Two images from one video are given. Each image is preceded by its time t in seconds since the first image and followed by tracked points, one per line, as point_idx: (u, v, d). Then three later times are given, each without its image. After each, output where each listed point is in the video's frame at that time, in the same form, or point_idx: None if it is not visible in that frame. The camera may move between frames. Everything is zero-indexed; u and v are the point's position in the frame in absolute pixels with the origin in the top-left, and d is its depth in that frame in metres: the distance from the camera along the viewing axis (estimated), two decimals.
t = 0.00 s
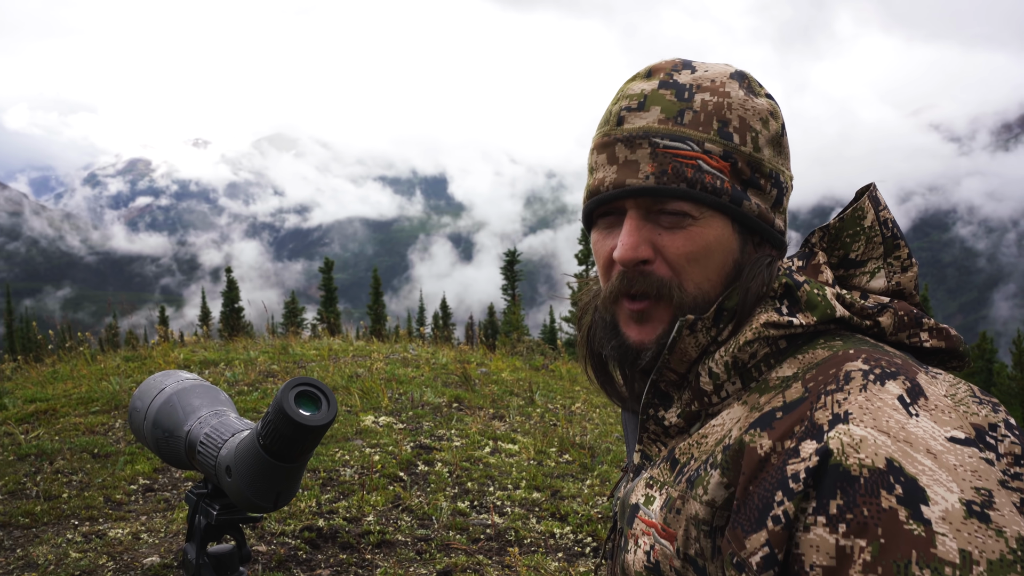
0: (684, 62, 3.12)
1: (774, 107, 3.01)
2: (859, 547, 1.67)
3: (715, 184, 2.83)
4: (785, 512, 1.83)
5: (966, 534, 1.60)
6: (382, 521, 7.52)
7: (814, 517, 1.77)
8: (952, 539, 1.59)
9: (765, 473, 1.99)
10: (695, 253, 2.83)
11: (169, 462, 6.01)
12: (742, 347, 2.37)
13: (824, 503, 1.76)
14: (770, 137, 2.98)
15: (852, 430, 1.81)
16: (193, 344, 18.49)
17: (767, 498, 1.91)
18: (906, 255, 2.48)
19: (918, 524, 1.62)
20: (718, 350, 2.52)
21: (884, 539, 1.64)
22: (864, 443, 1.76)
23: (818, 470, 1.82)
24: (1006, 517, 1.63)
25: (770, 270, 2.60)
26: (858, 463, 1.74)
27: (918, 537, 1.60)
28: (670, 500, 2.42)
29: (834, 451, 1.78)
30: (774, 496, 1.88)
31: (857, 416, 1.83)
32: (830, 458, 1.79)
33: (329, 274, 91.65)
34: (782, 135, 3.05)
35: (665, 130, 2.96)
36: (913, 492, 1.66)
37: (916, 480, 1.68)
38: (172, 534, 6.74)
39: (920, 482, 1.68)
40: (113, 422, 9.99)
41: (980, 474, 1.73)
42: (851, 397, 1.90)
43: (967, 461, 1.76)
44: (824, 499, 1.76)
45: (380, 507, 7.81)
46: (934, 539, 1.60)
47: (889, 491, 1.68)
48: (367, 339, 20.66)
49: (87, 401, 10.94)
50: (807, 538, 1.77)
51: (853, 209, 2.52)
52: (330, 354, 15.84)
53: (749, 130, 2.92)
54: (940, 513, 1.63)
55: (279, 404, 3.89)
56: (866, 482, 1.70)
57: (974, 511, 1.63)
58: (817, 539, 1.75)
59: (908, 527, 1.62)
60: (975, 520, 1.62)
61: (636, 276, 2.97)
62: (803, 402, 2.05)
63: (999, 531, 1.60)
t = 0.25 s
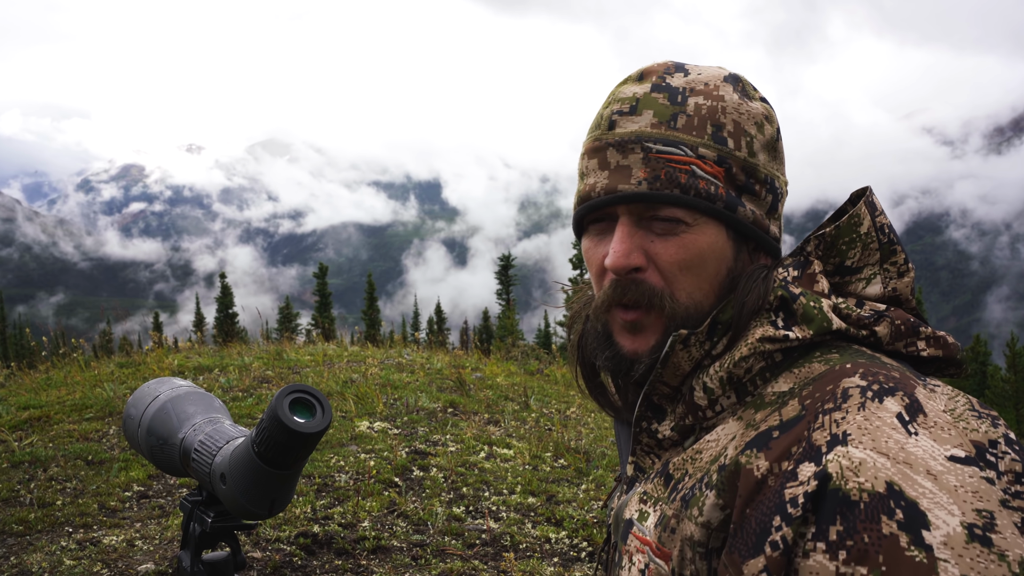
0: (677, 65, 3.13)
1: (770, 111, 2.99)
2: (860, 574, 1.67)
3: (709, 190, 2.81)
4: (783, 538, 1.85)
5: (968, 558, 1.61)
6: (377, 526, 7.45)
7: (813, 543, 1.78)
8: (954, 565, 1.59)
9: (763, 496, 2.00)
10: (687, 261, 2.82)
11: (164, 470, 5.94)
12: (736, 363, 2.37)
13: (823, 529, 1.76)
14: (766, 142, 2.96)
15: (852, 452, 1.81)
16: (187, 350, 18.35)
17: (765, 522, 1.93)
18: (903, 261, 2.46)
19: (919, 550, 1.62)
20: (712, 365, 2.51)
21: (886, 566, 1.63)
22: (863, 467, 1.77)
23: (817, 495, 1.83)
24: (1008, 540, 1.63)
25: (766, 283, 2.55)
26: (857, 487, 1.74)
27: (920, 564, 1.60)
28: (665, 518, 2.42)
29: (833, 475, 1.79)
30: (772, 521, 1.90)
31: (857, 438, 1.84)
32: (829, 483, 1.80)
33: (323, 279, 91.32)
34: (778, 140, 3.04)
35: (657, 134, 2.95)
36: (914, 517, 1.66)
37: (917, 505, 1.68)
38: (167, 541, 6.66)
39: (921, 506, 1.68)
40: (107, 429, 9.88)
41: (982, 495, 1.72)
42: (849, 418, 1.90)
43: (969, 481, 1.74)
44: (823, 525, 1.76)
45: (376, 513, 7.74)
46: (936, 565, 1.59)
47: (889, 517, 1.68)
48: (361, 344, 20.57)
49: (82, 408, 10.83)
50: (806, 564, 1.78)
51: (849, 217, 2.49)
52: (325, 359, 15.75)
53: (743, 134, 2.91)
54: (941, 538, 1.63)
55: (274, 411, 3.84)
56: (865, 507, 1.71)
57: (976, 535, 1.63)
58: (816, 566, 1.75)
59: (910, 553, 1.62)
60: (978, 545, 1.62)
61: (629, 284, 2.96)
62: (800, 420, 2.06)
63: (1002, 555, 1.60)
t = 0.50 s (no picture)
0: (639, 69, 3.07)
1: (737, 107, 2.93)
2: None
3: (678, 194, 2.76)
4: (778, 555, 1.82)
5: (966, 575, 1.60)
6: (374, 529, 7.41)
7: (808, 561, 1.75)
8: None
9: (756, 512, 1.98)
10: (662, 268, 2.76)
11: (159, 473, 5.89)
12: (728, 372, 2.35)
13: (819, 547, 1.74)
14: (736, 141, 2.90)
15: (846, 467, 1.79)
16: (184, 352, 18.26)
17: (759, 540, 1.89)
18: (894, 259, 2.48)
19: (916, 567, 1.61)
20: (703, 373, 2.48)
21: None
22: (858, 482, 1.75)
23: (811, 511, 1.81)
24: (1006, 554, 1.62)
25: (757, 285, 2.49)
26: (853, 504, 1.72)
27: None
28: (656, 531, 2.42)
29: (828, 491, 1.77)
30: (766, 539, 1.87)
31: (851, 451, 1.82)
32: (823, 499, 1.78)
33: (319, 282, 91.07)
34: (748, 137, 2.97)
35: (622, 142, 2.91)
36: (911, 533, 1.65)
37: (914, 520, 1.67)
38: (163, 545, 6.61)
39: (918, 521, 1.67)
40: (104, 432, 9.81)
41: (979, 508, 1.71)
42: (843, 430, 1.89)
43: (965, 493, 1.74)
44: (818, 542, 1.74)
45: (372, 515, 7.70)
46: None
47: (886, 533, 1.66)
48: (358, 346, 20.52)
49: (78, 412, 10.75)
50: None
51: (840, 218, 2.45)
52: (321, 361, 15.69)
53: (711, 134, 2.85)
54: (939, 554, 1.62)
55: (268, 415, 3.81)
56: (861, 524, 1.69)
57: (974, 550, 1.62)
58: None
59: (907, 570, 1.61)
60: (976, 560, 1.61)
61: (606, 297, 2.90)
62: (793, 433, 2.04)
63: (1000, 570, 1.60)
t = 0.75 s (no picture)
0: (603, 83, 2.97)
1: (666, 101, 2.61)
2: None
3: (586, 198, 2.62)
4: (790, 557, 1.80)
5: None
6: (378, 531, 7.39)
7: (822, 563, 1.74)
8: None
9: (769, 513, 1.95)
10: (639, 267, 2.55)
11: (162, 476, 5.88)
12: (740, 370, 2.30)
13: (832, 549, 1.73)
14: (653, 137, 2.59)
15: (860, 470, 1.78)
16: (188, 356, 18.28)
17: (771, 542, 1.87)
18: (910, 262, 2.45)
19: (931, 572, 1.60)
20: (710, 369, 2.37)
21: None
22: (872, 485, 1.74)
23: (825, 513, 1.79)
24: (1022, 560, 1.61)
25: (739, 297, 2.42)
26: (867, 507, 1.71)
27: None
28: (668, 531, 2.39)
29: (842, 494, 1.76)
30: (779, 540, 1.85)
31: (865, 454, 1.81)
32: (837, 501, 1.76)
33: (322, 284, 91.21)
34: (681, 129, 2.59)
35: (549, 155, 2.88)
36: (926, 537, 1.64)
37: (928, 524, 1.65)
38: (168, 548, 6.60)
39: (933, 525, 1.65)
40: (108, 435, 9.82)
41: (995, 512, 1.68)
42: (857, 433, 1.87)
43: (981, 497, 1.71)
44: (832, 545, 1.73)
45: (376, 518, 7.68)
46: None
47: (900, 537, 1.65)
48: (361, 348, 20.51)
49: (82, 415, 10.76)
50: None
51: (857, 218, 2.44)
52: (324, 364, 15.70)
53: (623, 136, 2.63)
54: (954, 559, 1.61)
55: (270, 418, 3.79)
56: (875, 527, 1.68)
57: (990, 555, 1.61)
58: None
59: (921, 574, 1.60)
60: (991, 565, 1.59)
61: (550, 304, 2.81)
62: (806, 435, 2.01)
63: None
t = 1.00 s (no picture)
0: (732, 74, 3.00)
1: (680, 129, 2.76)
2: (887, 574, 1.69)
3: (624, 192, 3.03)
4: (815, 531, 1.86)
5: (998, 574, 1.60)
6: (377, 540, 7.36)
7: (844, 539, 1.79)
8: None
9: (802, 491, 1.99)
10: (753, 246, 2.78)
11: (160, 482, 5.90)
12: (784, 362, 2.31)
13: (856, 526, 1.78)
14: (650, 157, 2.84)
15: (892, 457, 1.81)
16: (192, 363, 18.37)
17: (799, 515, 1.93)
18: (955, 284, 2.42)
19: (948, 559, 1.63)
20: (760, 360, 2.44)
21: (914, 568, 1.65)
22: (903, 471, 1.77)
23: (853, 492, 1.84)
24: None
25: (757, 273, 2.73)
26: (894, 489, 1.75)
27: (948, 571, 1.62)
28: (699, 510, 2.43)
29: (872, 475, 1.80)
30: (806, 515, 1.91)
31: (898, 443, 1.83)
32: (867, 482, 1.80)
33: (329, 292, 91.61)
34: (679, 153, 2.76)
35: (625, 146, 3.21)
36: (948, 526, 1.67)
37: (952, 515, 1.69)
38: (168, 554, 6.60)
39: (956, 517, 1.68)
40: (111, 441, 9.87)
41: (1018, 517, 1.70)
42: (892, 424, 1.89)
43: (1005, 501, 1.72)
44: (856, 522, 1.78)
45: (376, 526, 7.66)
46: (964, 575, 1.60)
47: (924, 522, 1.69)
48: (366, 357, 20.54)
49: (85, 421, 10.82)
50: (834, 559, 1.80)
51: (907, 235, 2.44)
52: (327, 372, 15.73)
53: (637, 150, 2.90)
54: (973, 550, 1.63)
55: (263, 425, 3.80)
56: (901, 510, 1.72)
57: (1007, 553, 1.63)
58: (844, 561, 1.78)
59: (939, 560, 1.63)
60: (1007, 563, 1.61)
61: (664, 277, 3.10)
62: (844, 423, 2.03)
63: None
